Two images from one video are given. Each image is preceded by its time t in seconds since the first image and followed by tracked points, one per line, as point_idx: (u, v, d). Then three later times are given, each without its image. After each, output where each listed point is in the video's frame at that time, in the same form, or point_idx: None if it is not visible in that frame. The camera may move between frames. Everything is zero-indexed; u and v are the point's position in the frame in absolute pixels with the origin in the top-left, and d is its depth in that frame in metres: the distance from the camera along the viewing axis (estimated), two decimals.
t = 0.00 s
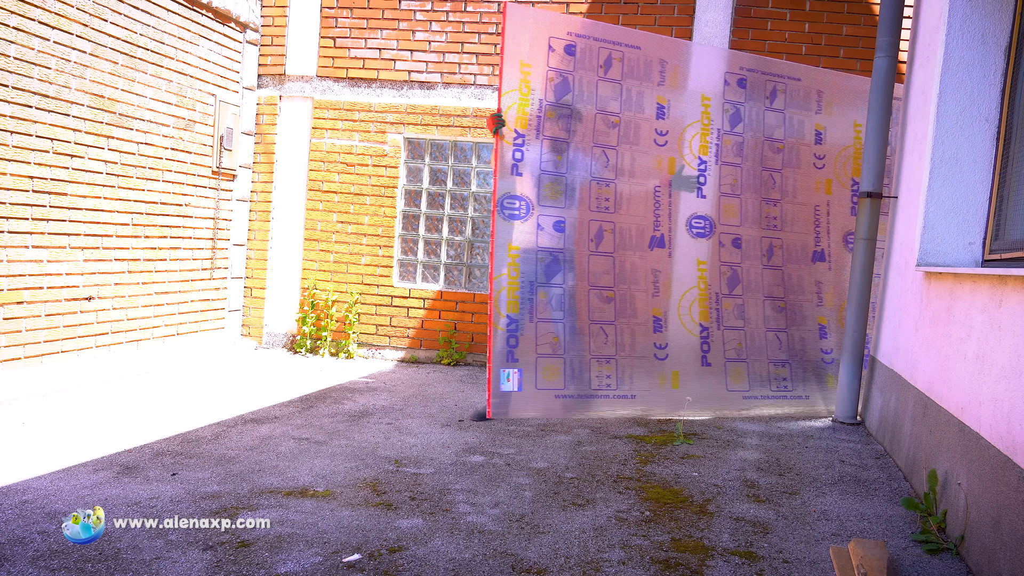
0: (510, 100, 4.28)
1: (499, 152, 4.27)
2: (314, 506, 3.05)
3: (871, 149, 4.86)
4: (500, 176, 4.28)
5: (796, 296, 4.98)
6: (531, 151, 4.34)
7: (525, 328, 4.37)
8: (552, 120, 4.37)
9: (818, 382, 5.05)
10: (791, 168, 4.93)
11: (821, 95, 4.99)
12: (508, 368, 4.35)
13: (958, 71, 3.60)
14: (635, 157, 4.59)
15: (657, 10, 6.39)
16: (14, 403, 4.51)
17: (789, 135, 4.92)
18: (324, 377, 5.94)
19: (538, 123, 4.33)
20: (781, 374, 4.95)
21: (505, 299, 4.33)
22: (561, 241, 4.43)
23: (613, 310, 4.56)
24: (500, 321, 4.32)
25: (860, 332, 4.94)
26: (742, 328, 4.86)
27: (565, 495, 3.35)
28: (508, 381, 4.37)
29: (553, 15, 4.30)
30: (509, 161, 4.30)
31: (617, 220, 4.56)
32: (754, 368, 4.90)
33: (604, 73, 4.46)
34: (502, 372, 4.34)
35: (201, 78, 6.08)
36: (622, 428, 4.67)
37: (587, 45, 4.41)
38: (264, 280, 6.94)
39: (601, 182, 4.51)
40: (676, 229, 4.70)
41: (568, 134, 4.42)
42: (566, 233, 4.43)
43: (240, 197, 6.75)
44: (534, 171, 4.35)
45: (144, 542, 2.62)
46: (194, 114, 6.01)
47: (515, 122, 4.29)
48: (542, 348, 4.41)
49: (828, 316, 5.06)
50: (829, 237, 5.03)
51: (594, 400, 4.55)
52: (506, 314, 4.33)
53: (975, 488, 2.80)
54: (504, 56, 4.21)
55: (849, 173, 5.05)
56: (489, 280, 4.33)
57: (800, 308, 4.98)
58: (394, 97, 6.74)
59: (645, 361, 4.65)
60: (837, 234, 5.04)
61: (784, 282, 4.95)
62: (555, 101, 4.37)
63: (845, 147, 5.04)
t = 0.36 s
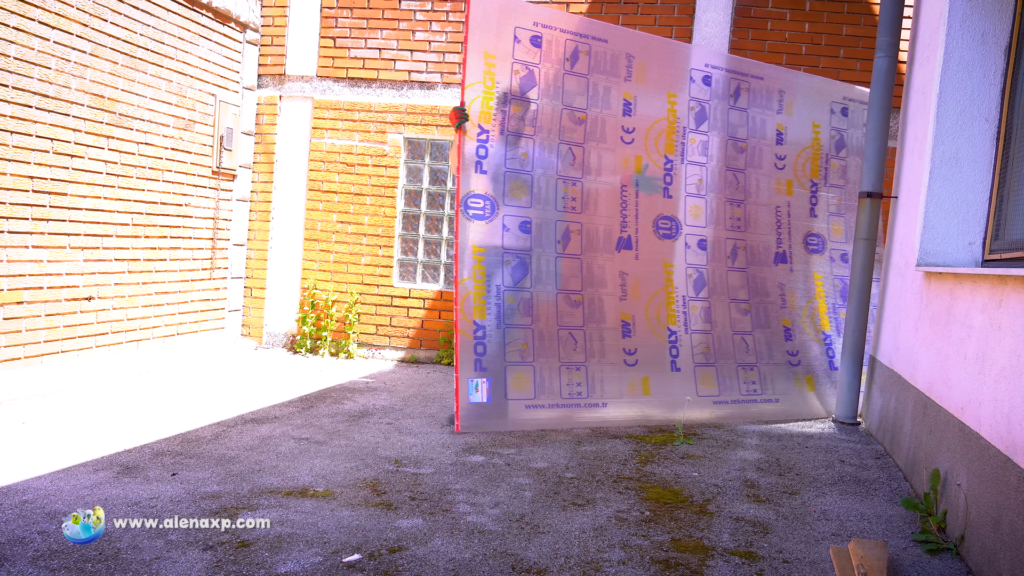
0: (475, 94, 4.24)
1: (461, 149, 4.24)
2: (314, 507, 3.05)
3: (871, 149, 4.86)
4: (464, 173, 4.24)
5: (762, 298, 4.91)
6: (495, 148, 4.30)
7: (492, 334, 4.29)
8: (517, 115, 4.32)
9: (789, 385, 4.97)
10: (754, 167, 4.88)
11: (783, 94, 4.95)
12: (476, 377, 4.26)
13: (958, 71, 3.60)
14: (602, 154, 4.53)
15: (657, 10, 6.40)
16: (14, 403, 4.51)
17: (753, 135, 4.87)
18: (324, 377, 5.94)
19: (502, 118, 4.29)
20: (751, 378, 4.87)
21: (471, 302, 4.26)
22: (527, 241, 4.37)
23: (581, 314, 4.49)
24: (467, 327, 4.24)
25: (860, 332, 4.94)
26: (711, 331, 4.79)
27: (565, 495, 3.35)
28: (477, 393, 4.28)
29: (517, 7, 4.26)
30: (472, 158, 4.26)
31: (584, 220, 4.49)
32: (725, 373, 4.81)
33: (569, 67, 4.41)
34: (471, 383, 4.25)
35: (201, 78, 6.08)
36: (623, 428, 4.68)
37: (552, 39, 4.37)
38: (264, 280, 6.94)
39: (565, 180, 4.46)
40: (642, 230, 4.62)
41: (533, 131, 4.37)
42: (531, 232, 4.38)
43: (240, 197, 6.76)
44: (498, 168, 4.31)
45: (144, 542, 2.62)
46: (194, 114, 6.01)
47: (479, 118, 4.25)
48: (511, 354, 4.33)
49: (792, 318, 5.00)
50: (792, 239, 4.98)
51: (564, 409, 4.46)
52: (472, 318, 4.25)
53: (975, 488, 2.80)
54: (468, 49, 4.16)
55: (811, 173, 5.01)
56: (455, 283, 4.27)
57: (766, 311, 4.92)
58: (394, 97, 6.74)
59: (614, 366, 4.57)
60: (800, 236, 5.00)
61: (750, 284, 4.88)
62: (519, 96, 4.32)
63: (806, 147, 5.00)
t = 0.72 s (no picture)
0: (446, 83, 4.01)
1: (433, 140, 3.97)
2: (314, 507, 3.05)
3: (871, 150, 4.86)
4: (436, 166, 3.97)
5: (732, 300, 4.86)
6: (468, 142, 4.07)
7: (468, 340, 4.01)
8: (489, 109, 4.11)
9: (764, 389, 4.86)
10: (718, 170, 4.87)
11: (741, 99, 5.00)
12: (455, 386, 3.95)
13: (958, 71, 3.60)
14: (573, 151, 4.38)
15: (657, 10, 6.41)
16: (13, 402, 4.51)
17: (716, 137, 4.86)
18: (324, 377, 5.94)
19: (474, 110, 4.08)
20: (727, 382, 4.76)
21: (446, 306, 3.97)
22: (501, 241, 4.13)
23: (557, 317, 4.29)
24: (442, 331, 3.93)
25: (860, 332, 4.96)
26: (685, 334, 4.68)
27: (565, 496, 3.35)
28: (455, 402, 3.95)
29: None
30: (444, 151, 4.01)
31: (558, 219, 4.32)
32: (702, 378, 4.69)
33: (539, 61, 4.27)
34: (449, 391, 3.93)
35: (201, 78, 6.08)
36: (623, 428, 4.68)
37: (523, 31, 4.21)
38: (264, 280, 6.95)
39: (538, 178, 4.27)
40: (615, 230, 4.48)
41: (506, 125, 4.17)
42: (506, 232, 4.15)
43: (240, 197, 6.76)
44: (471, 163, 4.07)
45: (144, 542, 2.61)
46: (194, 114, 6.01)
47: (450, 109, 4.02)
48: (489, 361, 4.06)
49: (761, 321, 4.96)
50: (756, 243, 5.00)
51: (545, 418, 4.19)
52: (448, 322, 3.96)
53: (975, 488, 2.80)
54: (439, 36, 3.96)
55: (769, 177, 5.08)
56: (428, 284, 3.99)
57: (736, 313, 4.86)
58: (394, 97, 6.74)
59: (593, 371, 4.37)
60: (762, 238, 5.02)
61: (719, 287, 4.83)
62: (491, 88, 4.13)
63: (763, 151, 5.06)
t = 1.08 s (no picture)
0: (419, 75, 3.68)
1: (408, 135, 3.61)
2: (314, 506, 3.05)
3: (871, 149, 4.87)
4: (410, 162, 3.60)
5: (700, 309, 4.70)
6: (442, 138, 3.72)
7: (454, 347, 3.59)
8: (463, 104, 3.79)
9: (744, 395, 4.69)
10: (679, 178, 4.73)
11: (694, 108, 4.93)
12: (443, 399, 3.49)
13: (958, 71, 3.60)
14: (548, 152, 4.07)
15: (657, 10, 6.41)
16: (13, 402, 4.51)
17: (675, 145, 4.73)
18: (324, 377, 5.93)
19: (448, 105, 3.74)
20: (709, 390, 4.52)
21: (428, 312, 3.56)
22: (480, 244, 3.77)
23: (541, 326, 3.91)
24: (425, 339, 3.51)
25: (860, 332, 4.98)
26: (664, 344, 4.42)
27: (565, 496, 3.35)
28: (446, 417, 3.48)
29: None
30: (418, 147, 3.65)
31: (536, 223, 3.98)
32: (687, 389, 4.42)
33: (511, 58, 3.98)
34: (438, 405, 3.46)
35: (201, 78, 6.08)
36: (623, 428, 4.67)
37: (495, 25, 3.93)
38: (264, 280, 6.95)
39: (514, 179, 3.93)
40: (591, 235, 4.18)
41: (479, 122, 3.84)
42: (486, 235, 3.78)
43: (240, 197, 6.76)
44: (448, 160, 3.72)
45: (144, 542, 2.61)
46: (194, 114, 6.01)
47: (423, 103, 3.68)
48: (476, 371, 3.63)
49: (732, 329, 4.84)
50: (717, 250, 4.92)
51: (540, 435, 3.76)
52: (431, 331, 3.54)
53: (975, 488, 2.80)
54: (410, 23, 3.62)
55: (724, 185, 5.04)
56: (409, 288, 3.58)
57: (707, 322, 4.70)
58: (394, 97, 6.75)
59: (581, 383, 3.99)
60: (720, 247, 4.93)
61: (690, 295, 4.67)
62: (465, 82, 3.80)
63: (718, 161, 5.03)
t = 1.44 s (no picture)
0: (382, 72, 3.23)
1: (374, 134, 3.12)
2: (314, 507, 3.05)
3: (871, 149, 4.87)
4: (380, 162, 3.11)
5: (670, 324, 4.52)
6: (410, 137, 3.26)
7: (440, 360, 3.12)
8: (429, 104, 3.35)
9: (727, 407, 4.35)
10: (632, 194, 4.51)
11: (641, 127, 4.70)
12: (435, 416, 2.99)
13: (958, 71, 3.59)
14: (514, 163, 3.70)
15: (657, 10, 6.42)
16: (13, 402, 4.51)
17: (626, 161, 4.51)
18: (324, 377, 5.93)
19: (414, 105, 3.29)
20: (694, 403, 4.19)
21: (409, 323, 3.08)
22: (456, 252, 3.32)
23: (522, 340, 3.51)
24: (409, 351, 3.03)
25: (860, 332, 4.98)
26: (640, 359, 4.14)
27: (565, 496, 3.35)
28: (439, 435, 2.98)
29: None
30: (387, 147, 3.17)
31: (508, 234, 3.59)
32: (673, 404, 4.09)
33: (471, 62, 3.59)
34: (431, 422, 2.96)
35: (201, 78, 6.08)
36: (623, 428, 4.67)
37: (453, 26, 3.54)
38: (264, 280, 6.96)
39: (482, 187, 3.52)
40: (559, 246, 3.86)
41: (445, 126, 3.41)
42: (461, 242, 3.34)
43: (240, 197, 6.76)
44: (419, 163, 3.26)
45: (144, 542, 2.61)
46: (194, 114, 6.01)
47: (388, 102, 3.23)
48: (464, 386, 3.15)
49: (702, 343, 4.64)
50: (676, 267, 4.77)
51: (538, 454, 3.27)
52: (415, 343, 3.06)
53: (975, 488, 2.80)
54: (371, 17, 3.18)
55: (672, 205, 4.87)
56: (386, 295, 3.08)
57: (678, 338, 4.51)
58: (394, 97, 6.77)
59: (569, 398, 3.58)
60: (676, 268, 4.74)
61: (656, 310, 4.48)
62: (428, 83, 3.38)
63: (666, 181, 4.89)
